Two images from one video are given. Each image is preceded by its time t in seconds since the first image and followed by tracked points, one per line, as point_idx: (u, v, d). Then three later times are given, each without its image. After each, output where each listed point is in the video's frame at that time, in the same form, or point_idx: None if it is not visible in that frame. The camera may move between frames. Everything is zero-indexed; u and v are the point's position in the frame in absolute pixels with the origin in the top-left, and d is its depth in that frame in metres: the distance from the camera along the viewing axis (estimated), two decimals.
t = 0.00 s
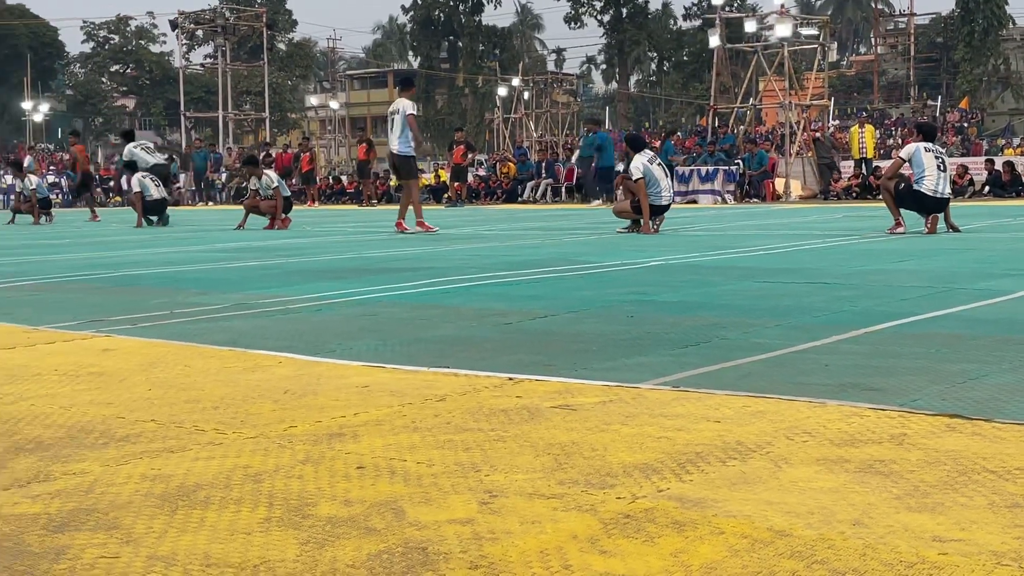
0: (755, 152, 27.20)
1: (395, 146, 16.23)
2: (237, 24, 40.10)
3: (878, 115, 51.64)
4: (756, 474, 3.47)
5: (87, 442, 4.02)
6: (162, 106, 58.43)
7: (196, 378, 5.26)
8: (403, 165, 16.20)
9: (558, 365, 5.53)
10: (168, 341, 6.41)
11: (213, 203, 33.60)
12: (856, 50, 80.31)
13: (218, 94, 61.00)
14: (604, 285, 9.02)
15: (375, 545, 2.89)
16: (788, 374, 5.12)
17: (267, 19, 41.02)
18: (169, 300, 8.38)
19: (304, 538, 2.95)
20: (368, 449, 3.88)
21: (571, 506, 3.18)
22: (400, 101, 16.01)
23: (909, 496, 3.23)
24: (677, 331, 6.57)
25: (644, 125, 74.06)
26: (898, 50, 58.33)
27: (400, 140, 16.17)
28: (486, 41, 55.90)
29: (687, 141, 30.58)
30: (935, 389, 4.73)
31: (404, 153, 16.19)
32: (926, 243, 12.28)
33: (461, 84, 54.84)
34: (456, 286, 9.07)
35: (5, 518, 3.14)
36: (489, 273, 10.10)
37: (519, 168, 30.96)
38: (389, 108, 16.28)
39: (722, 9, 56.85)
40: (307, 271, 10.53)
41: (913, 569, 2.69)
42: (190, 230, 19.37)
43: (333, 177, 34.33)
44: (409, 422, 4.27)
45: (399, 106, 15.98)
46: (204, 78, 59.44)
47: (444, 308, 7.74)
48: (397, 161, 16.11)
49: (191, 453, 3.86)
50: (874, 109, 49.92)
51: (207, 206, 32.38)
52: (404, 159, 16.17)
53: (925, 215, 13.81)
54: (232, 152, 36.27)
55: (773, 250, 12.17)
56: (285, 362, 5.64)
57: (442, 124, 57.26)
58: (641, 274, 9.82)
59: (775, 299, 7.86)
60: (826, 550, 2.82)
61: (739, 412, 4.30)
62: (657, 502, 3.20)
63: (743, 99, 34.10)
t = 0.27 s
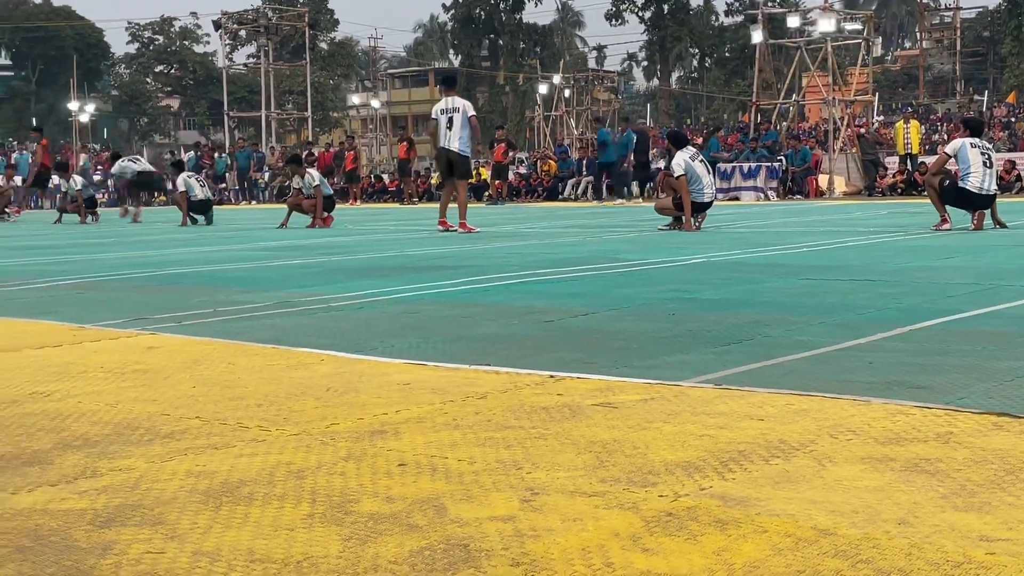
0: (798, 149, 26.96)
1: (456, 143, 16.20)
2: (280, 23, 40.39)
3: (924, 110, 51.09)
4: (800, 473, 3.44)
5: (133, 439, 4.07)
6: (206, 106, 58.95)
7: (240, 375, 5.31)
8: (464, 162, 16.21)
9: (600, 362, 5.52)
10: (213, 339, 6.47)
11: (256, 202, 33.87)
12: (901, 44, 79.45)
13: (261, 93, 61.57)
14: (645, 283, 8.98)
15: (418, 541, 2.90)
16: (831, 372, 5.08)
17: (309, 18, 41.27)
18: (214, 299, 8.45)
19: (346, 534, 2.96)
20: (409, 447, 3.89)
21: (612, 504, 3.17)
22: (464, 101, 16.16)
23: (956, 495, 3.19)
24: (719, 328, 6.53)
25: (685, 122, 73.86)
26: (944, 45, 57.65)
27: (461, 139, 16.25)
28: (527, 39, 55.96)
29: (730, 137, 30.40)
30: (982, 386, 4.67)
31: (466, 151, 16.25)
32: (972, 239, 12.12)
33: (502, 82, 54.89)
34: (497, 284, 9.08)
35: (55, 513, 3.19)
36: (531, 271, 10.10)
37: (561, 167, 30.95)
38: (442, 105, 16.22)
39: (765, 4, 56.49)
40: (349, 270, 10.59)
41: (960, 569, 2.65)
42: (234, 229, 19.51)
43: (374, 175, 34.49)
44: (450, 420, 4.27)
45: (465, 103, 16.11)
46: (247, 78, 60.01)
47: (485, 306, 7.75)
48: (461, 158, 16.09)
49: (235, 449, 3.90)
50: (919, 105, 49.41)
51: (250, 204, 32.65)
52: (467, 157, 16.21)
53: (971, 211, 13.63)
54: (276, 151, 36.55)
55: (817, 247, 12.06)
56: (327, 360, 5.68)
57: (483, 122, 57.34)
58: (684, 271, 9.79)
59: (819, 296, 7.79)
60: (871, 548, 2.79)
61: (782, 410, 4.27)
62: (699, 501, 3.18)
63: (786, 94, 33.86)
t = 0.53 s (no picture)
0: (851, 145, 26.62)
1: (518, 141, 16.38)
2: (331, 23, 40.72)
3: (979, 104, 50.36)
4: (855, 473, 3.42)
5: (190, 436, 4.14)
6: (259, 106, 59.53)
7: (294, 373, 5.36)
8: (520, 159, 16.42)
9: (651, 361, 5.51)
10: (267, 337, 6.55)
11: (308, 200, 34.15)
12: (956, 39, 78.34)
13: (313, 93, 62.08)
14: (696, 281, 8.95)
15: (471, 539, 2.93)
16: (885, 371, 5.04)
17: (361, 18, 41.56)
18: (268, 297, 8.56)
19: (400, 531, 3.00)
20: (462, 444, 3.92)
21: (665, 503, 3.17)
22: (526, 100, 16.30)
23: (1013, 497, 3.16)
24: (771, 326, 6.50)
25: (735, 119, 73.41)
26: (1001, 39, 56.78)
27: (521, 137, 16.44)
28: (576, 37, 56.02)
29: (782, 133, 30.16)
30: None
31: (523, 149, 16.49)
32: None
33: (551, 80, 54.91)
34: (548, 282, 9.11)
35: (117, 508, 3.25)
36: (581, 269, 10.11)
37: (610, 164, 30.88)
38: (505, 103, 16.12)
39: None
40: (401, 268, 10.66)
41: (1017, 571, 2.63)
42: (287, 228, 19.69)
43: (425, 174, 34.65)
44: (502, 418, 4.30)
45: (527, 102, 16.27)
46: (298, 77, 60.52)
47: (536, 304, 7.76)
48: (522, 157, 16.32)
49: (290, 446, 3.95)
50: (975, 100, 48.73)
51: (302, 203, 32.93)
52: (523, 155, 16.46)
53: None
54: (327, 151, 36.86)
55: (870, 244, 11.94)
56: (380, 358, 5.73)
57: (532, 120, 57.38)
58: (735, 269, 9.75)
59: (872, 294, 7.72)
60: (927, 548, 2.78)
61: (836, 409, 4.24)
62: (753, 499, 3.17)
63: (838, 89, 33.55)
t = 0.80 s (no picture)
0: (915, 139, 26.27)
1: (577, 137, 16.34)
2: (390, 22, 40.97)
3: None
4: (924, 470, 3.40)
5: (259, 429, 4.22)
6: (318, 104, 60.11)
7: (359, 368, 5.44)
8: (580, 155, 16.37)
9: (714, 357, 5.51)
10: (331, 332, 6.64)
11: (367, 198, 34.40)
12: (1022, 29, 76.87)
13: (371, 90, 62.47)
14: (758, 276, 8.90)
15: (538, 532, 2.95)
16: (953, 367, 4.98)
17: (419, 16, 41.77)
18: (331, 293, 8.66)
19: (468, 524, 3.04)
20: (527, 439, 3.95)
21: (730, 498, 3.18)
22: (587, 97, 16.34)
23: None
24: (836, 322, 6.45)
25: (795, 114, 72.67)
26: None
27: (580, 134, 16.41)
28: (634, 31, 56.03)
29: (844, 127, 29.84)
30: None
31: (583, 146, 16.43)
32: None
33: (609, 76, 54.82)
34: (608, 279, 9.11)
35: (191, 499, 3.33)
36: (641, 265, 10.10)
37: (669, 160, 30.71)
38: (564, 98, 16.26)
39: None
40: (462, 264, 10.72)
41: None
42: (347, 225, 19.82)
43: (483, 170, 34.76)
44: (566, 413, 4.33)
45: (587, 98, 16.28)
46: (357, 75, 60.90)
47: (596, 300, 7.78)
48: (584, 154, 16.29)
49: (357, 440, 4.01)
50: None
51: (361, 201, 33.18)
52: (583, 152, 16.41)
53: None
54: (386, 148, 37.13)
55: (934, 239, 11.78)
56: (443, 354, 5.79)
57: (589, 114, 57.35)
58: (797, 265, 9.68)
59: (937, 290, 7.63)
60: (1000, 545, 2.76)
61: (904, 406, 4.21)
62: (820, 496, 3.17)
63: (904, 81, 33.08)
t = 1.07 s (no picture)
0: (970, 134, 25.86)
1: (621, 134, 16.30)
2: (438, 19, 41.02)
3: None
4: (980, 468, 3.34)
5: (309, 424, 4.24)
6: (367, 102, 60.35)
7: (408, 364, 5.46)
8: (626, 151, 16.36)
9: (764, 354, 5.46)
10: (381, 329, 6.68)
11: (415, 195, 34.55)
12: None
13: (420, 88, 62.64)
14: (809, 273, 8.81)
15: (587, 528, 2.95)
16: (1009, 365, 4.89)
17: (468, 13, 41.78)
18: (380, 289, 8.70)
19: (517, 520, 3.04)
20: (576, 436, 3.94)
21: (782, 495, 3.15)
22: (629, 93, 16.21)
23: None
24: (889, 319, 6.37)
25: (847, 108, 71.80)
26: None
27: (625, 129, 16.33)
28: (683, 27, 55.60)
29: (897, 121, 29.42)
30: None
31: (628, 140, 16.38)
32: None
33: (658, 71, 54.49)
34: (657, 274, 9.07)
35: (242, 492, 3.35)
36: (691, 261, 10.04)
37: (718, 155, 30.36)
38: (608, 96, 16.19)
39: None
40: (511, 261, 10.73)
41: None
42: (396, 222, 19.91)
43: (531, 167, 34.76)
44: (615, 409, 4.31)
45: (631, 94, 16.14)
46: (405, 73, 61.06)
47: (645, 297, 7.74)
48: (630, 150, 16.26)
49: (406, 435, 4.02)
50: None
51: (410, 198, 33.32)
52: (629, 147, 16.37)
53: None
54: (435, 145, 37.24)
55: (989, 235, 11.58)
56: (491, 350, 5.79)
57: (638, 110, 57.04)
58: (849, 261, 9.57)
59: (993, 287, 7.50)
60: None
61: (960, 404, 4.14)
62: (874, 494, 3.13)
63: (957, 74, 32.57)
